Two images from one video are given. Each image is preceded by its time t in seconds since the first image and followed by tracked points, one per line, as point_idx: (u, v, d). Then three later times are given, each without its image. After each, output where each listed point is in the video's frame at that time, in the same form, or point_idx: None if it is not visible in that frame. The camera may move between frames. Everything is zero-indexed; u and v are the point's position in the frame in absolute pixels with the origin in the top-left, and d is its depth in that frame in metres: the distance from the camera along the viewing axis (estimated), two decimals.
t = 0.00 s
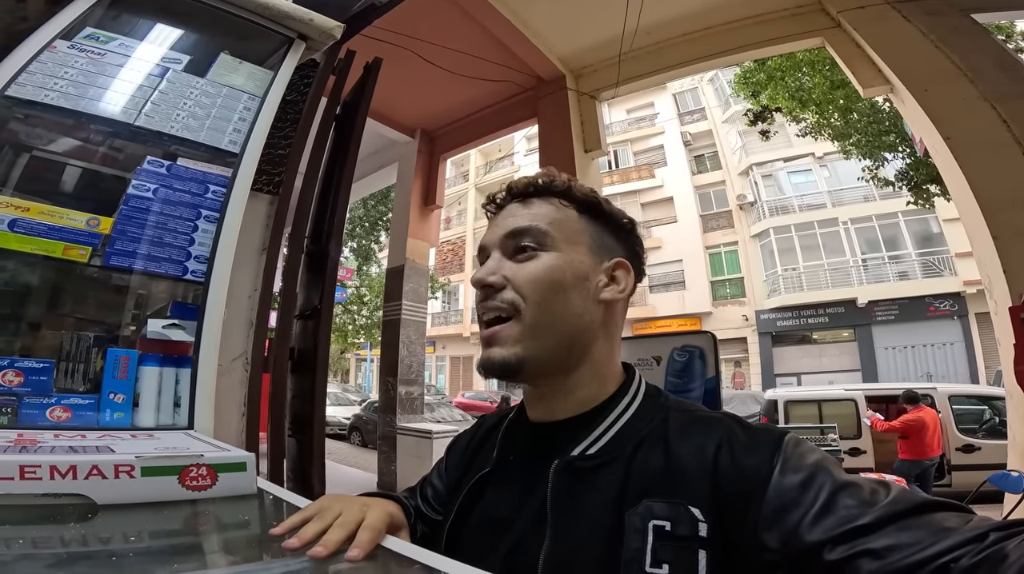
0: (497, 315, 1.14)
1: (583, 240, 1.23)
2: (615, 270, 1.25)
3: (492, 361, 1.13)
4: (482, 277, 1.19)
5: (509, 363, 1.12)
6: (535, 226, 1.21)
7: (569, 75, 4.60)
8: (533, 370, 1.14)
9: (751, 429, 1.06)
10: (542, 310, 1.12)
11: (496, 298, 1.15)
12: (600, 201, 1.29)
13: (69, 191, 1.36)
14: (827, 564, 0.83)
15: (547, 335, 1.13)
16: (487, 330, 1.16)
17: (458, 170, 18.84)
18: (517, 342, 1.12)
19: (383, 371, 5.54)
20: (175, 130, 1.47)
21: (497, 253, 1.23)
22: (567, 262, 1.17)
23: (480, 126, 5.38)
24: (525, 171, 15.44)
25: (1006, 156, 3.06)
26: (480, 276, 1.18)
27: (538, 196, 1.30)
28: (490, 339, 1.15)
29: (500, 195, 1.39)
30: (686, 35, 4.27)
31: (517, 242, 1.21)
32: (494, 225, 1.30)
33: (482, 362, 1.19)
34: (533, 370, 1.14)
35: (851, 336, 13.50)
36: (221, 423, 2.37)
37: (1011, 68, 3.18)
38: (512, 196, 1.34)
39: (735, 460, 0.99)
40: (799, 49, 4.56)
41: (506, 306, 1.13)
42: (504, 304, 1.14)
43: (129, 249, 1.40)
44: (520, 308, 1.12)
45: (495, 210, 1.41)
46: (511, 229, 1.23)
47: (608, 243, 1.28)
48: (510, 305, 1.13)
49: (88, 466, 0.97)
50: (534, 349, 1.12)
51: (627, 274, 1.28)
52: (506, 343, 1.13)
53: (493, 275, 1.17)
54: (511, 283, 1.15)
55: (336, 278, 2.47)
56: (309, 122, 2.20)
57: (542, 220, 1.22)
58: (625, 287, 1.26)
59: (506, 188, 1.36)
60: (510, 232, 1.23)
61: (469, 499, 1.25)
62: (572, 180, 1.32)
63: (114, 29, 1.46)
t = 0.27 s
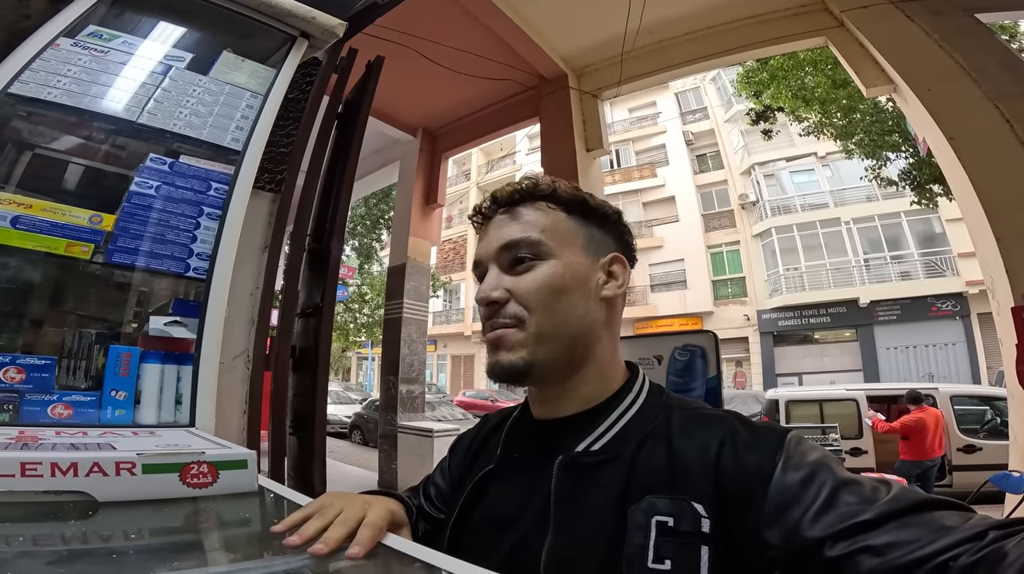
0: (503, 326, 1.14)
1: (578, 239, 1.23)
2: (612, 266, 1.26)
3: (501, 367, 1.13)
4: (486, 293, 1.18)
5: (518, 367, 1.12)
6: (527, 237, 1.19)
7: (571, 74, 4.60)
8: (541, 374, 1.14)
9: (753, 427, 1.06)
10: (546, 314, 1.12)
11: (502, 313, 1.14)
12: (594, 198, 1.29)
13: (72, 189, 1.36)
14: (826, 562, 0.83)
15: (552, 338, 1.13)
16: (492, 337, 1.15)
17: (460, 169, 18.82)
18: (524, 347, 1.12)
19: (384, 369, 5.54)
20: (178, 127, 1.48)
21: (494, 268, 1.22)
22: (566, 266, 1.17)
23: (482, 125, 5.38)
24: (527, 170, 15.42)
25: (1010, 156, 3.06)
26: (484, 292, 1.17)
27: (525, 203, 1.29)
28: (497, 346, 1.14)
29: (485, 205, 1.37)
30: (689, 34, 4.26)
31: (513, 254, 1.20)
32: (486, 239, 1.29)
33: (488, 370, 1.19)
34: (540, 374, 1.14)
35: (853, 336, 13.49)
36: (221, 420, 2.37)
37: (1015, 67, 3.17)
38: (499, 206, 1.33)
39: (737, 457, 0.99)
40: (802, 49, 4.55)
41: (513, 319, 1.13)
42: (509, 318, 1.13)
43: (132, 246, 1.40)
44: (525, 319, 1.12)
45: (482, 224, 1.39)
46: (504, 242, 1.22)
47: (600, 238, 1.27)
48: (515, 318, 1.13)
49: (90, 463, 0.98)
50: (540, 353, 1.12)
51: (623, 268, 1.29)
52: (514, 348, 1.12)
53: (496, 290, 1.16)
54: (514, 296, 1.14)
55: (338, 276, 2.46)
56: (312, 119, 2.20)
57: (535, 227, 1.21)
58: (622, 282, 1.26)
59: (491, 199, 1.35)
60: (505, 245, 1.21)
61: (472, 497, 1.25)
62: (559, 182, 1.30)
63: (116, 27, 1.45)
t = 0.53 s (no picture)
0: (501, 321, 1.14)
1: (578, 237, 1.23)
2: (612, 264, 1.26)
3: (499, 362, 1.13)
4: (484, 286, 1.19)
5: (515, 364, 1.12)
6: (528, 231, 1.20)
7: (573, 73, 4.60)
8: (539, 369, 1.15)
9: (750, 425, 1.07)
10: (545, 310, 1.13)
11: (500, 305, 1.15)
12: (595, 197, 1.30)
13: (75, 187, 1.37)
14: (823, 560, 0.84)
15: (551, 334, 1.13)
16: (492, 331, 1.16)
17: (461, 167, 18.81)
18: (523, 342, 1.12)
19: (385, 368, 5.55)
20: (182, 126, 1.49)
21: (494, 261, 1.23)
22: (565, 262, 1.17)
23: (484, 124, 5.38)
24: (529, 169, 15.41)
25: (1012, 157, 3.06)
26: (482, 284, 1.18)
27: (527, 199, 1.29)
28: (496, 341, 1.15)
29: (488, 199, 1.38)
30: (691, 34, 4.25)
31: (513, 247, 1.20)
32: (487, 232, 1.29)
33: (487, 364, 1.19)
34: (538, 369, 1.15)
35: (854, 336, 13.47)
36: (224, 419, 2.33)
37: (1018, 68, 3.16)
38: (501, 201, 1.34)
39: (734, 455, 1.00)
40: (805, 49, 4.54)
41: (511, 312, 1.13)
42: (507, 310, 1.14)
43: (136, 244, 1.42)
44: (524, 313, 1.13)
45: (485, 216, 1.40)
46: (504, 235, 1.23)
47: (600, 236, 1.28)
48: (514, 311, 1.13)
49: (95, 460, 0.99)
50: (538, 349, 1.13)
51: (623, 267, 1.29)
52: (512, 343, 1.13)
53: (495, 282, 1.17)
54: (513, 290, 1.15)
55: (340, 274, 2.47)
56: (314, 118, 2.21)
57: (537, 221, 1.21)
58: (622, 281, 1.27)
59: (494, 193, 1.36)
60: (505, 239, 1.22)
61: (471, 494, 1.26)
62: (561, 178, 1.31)
63: (121, 27, 1.46)
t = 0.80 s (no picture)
0: (500, 322, 1.14)
1: (577, 237, 1.23)
2: (612, 264, 1.26)
3: (498, 362, 1.13)
4: (483, 288, 1.18)
5: (514, 364, 1.12)
6: (527, 233, 1.20)
7: (574, 72, 4.59)
8: (538, 369, 1.15)
9: (750, 424, 1.07)
10: (544, 311, 1.13)
11: (500, 307, 1.15)
12: (595, 196, 1.30)
13: (77, 186, 1.37)
14: (822, 560, 0.84)
15: (550, 335, 1.13)
16: (490, 332, 1.16)
17: (463, 166, 18.81)
18: (522, 343, 1.12)
19: (386, 367, 5.55)
20: (184, 125, 1.49)
21: (493, 262, 1.23)
22: (565, 263, 1.17)
23: (485, 124, 5.38)
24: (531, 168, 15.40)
25: (1015, 156, 3.05)
26: (481, 286, 1.18)
27: (526, 197, 1.29)
28: (494, 342, 1.15)
29: (485, 198, 1.38)
30: (693, 33, 4.25)
31: (512, 248, 1.21)
32: (486, 232, 1.29)
33: (486, 365, 1.19)
34: (537, 370, 1.15)
35: (856, 335, 13.45)
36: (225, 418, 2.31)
37: (1021, 67, 3.15)
38: (500, 199, 1.33)
39: (734, 454, 1.00)
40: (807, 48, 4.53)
41: (510, 314, 1.13)
42: (506, 312, 1.14)
43: (137, 243, 1.42)
44: (522, 315, 1.13)
45: (482, 217, 1.39)
46: (503, 237, 1.23)
47: (601, 236, 1.28)
48: (512, 313, 1.13)
49: (97, 458, 0.99)
50: (537, 350, 1.13)
51: (624, 266, 1.29)
52: (511, 344, 1.13)
53: (494, 284, 1.17)
54: (512, 292, 1.14)
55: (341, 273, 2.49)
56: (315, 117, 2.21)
57: (535, 222, 1.21)
58: (622, 280, 1.27)
59: (492, 193, 1.35)
60: (504, 240, 1.22)
61: (471, 494, 1.26)
62: (561, 177, 1.31)
63: (123, 26, 1.46)
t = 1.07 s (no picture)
0: (501, 323, 1.14)
1: (579, 236, 1.23)
2: (614, 263, 1.26)
3: (498, 362, 1.13)
4: (485, 288, 1.18)
5: (514, 364, 1.12)
6: (529, 232, 1.20)
7: (576, 71, 4.59)
8: (539, 369, 1.15)
9: (751, 423, 1.07)
10: (546, 311, 1.13)
11: (501, 308, 1.14)
12: (597, 194, 1.30)
13: (80, 185, 1.37)
14: (824, 560, 0.84)
15: (551, 335, 1.13)
16: (491, 332, 1.16)
17: (465, 165, 18.79)
18: (523, 343, 1.12)
19: (388, 366, 5.55)
20: (187, 124, 1.49)
21: (494, 263, 1.23)
22: (567, 262, 1.17)
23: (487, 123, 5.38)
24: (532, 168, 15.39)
25: (1018, 155, 3.04)
26: (483, 286, 1.18)
27: (527, 196, 1.29)
28: (495, 341, 1.15)
29: (486, 197, 1.38)
30: (695, 32, 4.23)
31: (514, 248, 1.21)
32: (487, 232, 1.29)
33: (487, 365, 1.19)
34: (539, 369, 1.15)
35: (858, 335, 13.43)
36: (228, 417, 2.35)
37: None
38: (501, 198, 1.33)
39: (735, 453, 1.00)
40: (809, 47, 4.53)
41: (511, 314, 1.13)
42: (507, 313, 1.13)
43: (140, 242, 1.42)
44: (524, 314, 1.13)
45: (484, 216, 1.39)
46: (505, 236, 1.22)
47: (603, 235, 1.28)
48: (514, 313, 1.13)
49: (99, 456, 0.99)
50: (538, 350, 1.13)
51: (625, 265, 1.29)
52: (511, 344, 1.13)
53: (495, 285, 1.17)
54: (514, 292, 1.15)
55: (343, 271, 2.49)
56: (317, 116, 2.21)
57: (537, 221, 1.21)
58: (624, 280, 1.27)
59: (494, 192, 1.35)
60: (505, 240, 1.22)
61: (473, 492, 1.27)
62: (562, 176, 1.30)
63: (125, 25, 1.47)
